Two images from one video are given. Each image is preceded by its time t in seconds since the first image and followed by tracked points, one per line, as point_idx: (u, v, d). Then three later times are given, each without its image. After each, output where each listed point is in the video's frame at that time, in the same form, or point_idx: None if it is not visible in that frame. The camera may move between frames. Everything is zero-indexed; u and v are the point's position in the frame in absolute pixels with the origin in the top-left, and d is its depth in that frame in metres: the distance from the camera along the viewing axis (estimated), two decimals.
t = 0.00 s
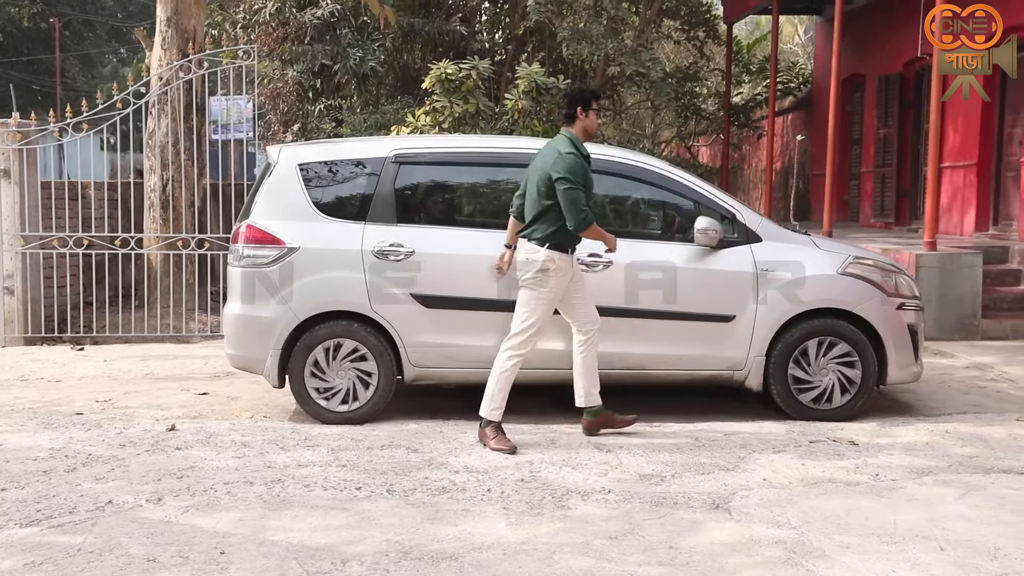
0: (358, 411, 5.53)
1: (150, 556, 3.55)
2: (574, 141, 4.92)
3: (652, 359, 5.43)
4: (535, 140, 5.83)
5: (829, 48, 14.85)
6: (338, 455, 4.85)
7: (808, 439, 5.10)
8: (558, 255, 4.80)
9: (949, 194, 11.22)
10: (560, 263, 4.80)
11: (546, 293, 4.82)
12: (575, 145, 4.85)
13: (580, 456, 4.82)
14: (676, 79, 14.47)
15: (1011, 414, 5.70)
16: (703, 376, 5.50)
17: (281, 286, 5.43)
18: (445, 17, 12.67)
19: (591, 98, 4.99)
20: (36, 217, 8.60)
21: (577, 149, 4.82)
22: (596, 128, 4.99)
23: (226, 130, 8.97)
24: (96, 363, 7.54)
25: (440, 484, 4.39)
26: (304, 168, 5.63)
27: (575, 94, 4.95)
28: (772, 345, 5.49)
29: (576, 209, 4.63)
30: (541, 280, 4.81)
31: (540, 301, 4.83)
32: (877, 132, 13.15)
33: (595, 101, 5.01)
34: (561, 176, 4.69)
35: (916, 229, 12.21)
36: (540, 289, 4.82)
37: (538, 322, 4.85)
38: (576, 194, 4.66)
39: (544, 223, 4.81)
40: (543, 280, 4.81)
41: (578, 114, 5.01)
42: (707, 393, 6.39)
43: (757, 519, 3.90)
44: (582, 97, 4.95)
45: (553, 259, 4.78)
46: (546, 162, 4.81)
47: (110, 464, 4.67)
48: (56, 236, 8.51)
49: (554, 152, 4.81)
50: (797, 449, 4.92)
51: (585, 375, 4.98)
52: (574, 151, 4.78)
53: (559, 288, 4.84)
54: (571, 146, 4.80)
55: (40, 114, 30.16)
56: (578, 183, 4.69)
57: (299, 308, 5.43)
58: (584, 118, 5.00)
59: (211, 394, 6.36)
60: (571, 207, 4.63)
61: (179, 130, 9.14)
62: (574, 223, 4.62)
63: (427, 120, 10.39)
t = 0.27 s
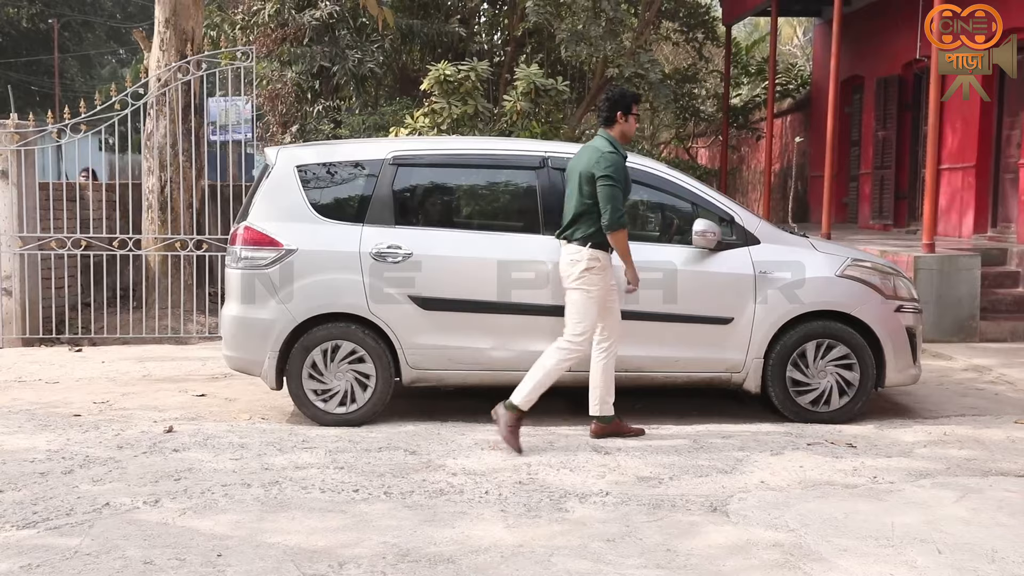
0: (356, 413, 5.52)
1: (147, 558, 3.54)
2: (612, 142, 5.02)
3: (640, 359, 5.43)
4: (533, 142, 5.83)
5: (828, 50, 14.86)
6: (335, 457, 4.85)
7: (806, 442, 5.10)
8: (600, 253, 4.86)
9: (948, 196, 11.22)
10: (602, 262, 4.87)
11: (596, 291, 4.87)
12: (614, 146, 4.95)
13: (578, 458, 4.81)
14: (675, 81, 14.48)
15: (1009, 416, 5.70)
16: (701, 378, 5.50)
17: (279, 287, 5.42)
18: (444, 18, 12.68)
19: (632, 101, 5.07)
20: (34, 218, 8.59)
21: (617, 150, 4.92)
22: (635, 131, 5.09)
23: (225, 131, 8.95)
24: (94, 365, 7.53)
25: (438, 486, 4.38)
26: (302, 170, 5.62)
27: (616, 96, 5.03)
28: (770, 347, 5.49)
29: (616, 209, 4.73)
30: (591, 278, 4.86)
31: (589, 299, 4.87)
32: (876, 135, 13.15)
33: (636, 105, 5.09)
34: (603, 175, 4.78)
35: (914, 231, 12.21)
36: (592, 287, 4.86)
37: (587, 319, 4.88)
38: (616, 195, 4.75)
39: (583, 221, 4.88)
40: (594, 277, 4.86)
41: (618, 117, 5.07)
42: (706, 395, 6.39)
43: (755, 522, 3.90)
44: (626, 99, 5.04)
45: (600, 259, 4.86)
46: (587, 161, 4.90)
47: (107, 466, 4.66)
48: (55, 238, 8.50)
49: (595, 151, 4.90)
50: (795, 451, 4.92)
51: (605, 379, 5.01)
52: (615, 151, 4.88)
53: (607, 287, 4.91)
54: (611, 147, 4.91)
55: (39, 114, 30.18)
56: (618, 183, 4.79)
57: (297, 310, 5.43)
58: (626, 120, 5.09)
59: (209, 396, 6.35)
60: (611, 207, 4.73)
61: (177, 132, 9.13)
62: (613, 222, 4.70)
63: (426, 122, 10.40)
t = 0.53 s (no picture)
0: (356, 415, 5.51)
1: (147, 562, 3.54)
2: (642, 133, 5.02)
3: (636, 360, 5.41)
4: (534, 144, 5.83)
5: (829, 51, 14.86)
6: (336, 459, 4.84)
7: (807, 444, 5.09)
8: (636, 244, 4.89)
9: (949, 197, 11.22)
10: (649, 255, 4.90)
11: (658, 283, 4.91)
12: (641, 137, 4.97)
13: (579, 461, 4.81)
14: (676, 81, 14.47)
15: (1011, 418, 5.69)
16: (702, 380, 5.49)
17: (280, 290, 5.42)
18: (445, 19, 12.69)
19: (662, 95, 5.04)
20: (35, 219, 8.58)
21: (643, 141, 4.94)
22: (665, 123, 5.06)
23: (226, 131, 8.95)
24: (95, 367, 7.53)
25: (439, 489, 4.38)
26: (302, 171, 5.62)
27: (644, 90, 5.01)
28: (770, 349, 5.49)
29: (636, 201, 4.76)
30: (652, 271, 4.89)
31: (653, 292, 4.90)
32: (877, 135, 13.13)
33: (665, 99, 5.06)
34: (625, 168, 4.82)
35: (916, 232, 12.21)
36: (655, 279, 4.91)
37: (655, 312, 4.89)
38: (637, 186, 4.78)
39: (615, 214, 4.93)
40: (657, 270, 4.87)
41: (647, 112, 5.05)
42: (706, 397, 6.38)
43: (756, 525, 3.89)
44: (652, 91, 5.03)
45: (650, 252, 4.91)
46: (613, 154, 4.94)
47: (108, 469, 4.66)
48: (55, 239, 8.50)
49: (620, 144, 4.94)
50: (796, 453, 4.91)
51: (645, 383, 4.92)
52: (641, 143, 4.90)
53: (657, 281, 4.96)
54: (637, 138, 4.92)
55: (40, 115, 30.19)
56: (640, 174, 4.81)
57: (298, 312, 5.42)
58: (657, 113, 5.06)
59: (209, 398, 6.35)
60: (632, 199, 4.77)
61: (178, 133, 9.14)
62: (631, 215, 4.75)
63: (426, 123, 10.40)
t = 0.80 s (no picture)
0: (355, 419, 5.50)
1: (144, 567, 3.53)
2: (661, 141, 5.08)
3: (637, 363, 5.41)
4: (532, 147, 5.81)
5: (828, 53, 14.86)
6: (334, 463, 4.83)
7: (806, 448, 5.09)
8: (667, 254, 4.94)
9: (948, 198, 11.22)
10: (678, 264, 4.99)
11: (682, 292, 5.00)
12: (662, 146, 5.02)
13: (578, 465, 4.80)
14: (675, 82, 14.47)
15: (1010, 421, 5.69)
16: (701, 383, 5.49)
17: (278, 293, 5.41)
18: (443, 20, 12.69)
19: (682, 101, 5.09)
20: (34, 222, 8.58)
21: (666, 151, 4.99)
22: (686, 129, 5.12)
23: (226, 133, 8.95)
24: (93, 370, 7.52)
25: (437, 493, 4.37)
26: (301, 174, 5.61)
27: (665, 96, 5.05)
28: (769, 352, 5.48)
29: (671, 213, 4.80)
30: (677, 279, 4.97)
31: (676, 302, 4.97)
32: (876, 137, 13.12)
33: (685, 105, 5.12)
34: (655, 179, 4.86)
35: (914, 233, 12.20)
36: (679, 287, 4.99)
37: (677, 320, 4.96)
38: (668, 198, 4.83)
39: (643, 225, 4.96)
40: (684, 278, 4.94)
41: (666, 118, 5.10)
42: (706, 400, 6.38)
43: (755, 529, 3.88)
44: (673, 97, 5.06)
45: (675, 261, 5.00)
46: (638, 164, 4.97)
47: (106, 473, 4.65)
48: (54, 242, 8.49)
49: (644, 153, 4.98)
50: (796, 457, 4.90)
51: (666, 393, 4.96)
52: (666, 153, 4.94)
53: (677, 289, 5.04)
54: (661, 148, 4.97)
55: (38, 116, 30.16)
56: (670, 185, 4.85)
57: (296, 315, 5.41)
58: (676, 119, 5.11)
59: (208, 401, 6.34)
60: (665, 211, 4.80)
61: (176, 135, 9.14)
62: (667, 227, 4.78)
63: (425, 124, 10.40)
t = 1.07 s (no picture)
0: (354, 421, 5.49)
1: (142, 572, 3.52)
2: (676, 142, 5.06)
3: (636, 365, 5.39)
4: (531, 149, 5.80)
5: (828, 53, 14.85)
6: (333, 466, 4.82)
7: (806, 450, 5.08)
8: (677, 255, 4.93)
9: (948, 199, 11.21)
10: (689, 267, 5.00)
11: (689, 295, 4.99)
12: (676, 147, 5.01)
13: (577, 468, 4.79)
14: (674, 82, 14.47)
15: (1010, 423, 5.68)
16: (700, 386, 5.47)
17: (277, 295, 5.40)
18: (443, 20, 12.69)
19: (697, 104, 5.06)
20: (32, 223, 8.57)
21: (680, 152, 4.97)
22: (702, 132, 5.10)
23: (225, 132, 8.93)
24: (92, 371, 7.51)
25: (436, 497, 4.36)
26: (299, 176, 5.60)
27: (679, 99, 5.04)
28: (769, 354, 5.47)
29: (684, 214, 4.78)
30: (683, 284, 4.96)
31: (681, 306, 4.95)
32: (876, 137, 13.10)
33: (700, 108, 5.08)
34: (668, 180, 4.84)
35: (914, 233, 12.19)
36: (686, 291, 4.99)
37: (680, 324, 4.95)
38: (681, 200, 4.81)
39: (653, 225, 4.95)
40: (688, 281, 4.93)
41: (682, 122, 5.08)
42: (705, 402, 6.36)
43: (754, 533, 3.87)
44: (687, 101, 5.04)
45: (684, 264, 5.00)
46: (650, 165, 4.96)
47: (104, 477, 4.64)
48: (53, 243, 8.48)
49: (657, 154, 4.96)
50: (795, 460, 4.89)
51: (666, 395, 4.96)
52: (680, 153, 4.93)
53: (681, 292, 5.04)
54: (675, 149, 4.95)
55: (37, 116, 30.13)
56: (683, 186, 4.83)
57: (295, 318, 5.40)
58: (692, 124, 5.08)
59: (207, 403, 6.33)
60: (678, 213, 4.78)
61: (175, 136, 9.14)
62: (679, 229, 4.77)
63: (424, 125, 10.38)
